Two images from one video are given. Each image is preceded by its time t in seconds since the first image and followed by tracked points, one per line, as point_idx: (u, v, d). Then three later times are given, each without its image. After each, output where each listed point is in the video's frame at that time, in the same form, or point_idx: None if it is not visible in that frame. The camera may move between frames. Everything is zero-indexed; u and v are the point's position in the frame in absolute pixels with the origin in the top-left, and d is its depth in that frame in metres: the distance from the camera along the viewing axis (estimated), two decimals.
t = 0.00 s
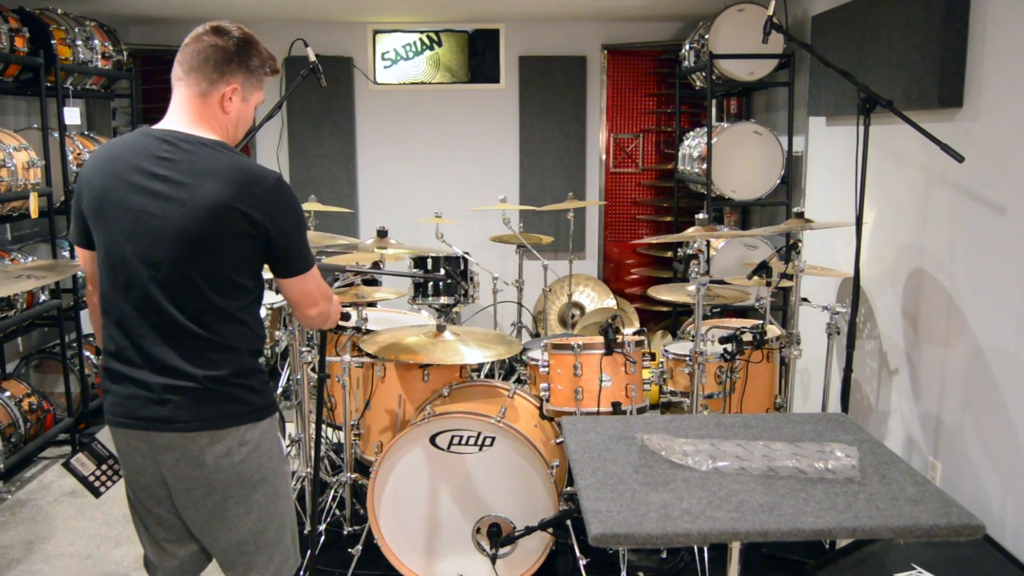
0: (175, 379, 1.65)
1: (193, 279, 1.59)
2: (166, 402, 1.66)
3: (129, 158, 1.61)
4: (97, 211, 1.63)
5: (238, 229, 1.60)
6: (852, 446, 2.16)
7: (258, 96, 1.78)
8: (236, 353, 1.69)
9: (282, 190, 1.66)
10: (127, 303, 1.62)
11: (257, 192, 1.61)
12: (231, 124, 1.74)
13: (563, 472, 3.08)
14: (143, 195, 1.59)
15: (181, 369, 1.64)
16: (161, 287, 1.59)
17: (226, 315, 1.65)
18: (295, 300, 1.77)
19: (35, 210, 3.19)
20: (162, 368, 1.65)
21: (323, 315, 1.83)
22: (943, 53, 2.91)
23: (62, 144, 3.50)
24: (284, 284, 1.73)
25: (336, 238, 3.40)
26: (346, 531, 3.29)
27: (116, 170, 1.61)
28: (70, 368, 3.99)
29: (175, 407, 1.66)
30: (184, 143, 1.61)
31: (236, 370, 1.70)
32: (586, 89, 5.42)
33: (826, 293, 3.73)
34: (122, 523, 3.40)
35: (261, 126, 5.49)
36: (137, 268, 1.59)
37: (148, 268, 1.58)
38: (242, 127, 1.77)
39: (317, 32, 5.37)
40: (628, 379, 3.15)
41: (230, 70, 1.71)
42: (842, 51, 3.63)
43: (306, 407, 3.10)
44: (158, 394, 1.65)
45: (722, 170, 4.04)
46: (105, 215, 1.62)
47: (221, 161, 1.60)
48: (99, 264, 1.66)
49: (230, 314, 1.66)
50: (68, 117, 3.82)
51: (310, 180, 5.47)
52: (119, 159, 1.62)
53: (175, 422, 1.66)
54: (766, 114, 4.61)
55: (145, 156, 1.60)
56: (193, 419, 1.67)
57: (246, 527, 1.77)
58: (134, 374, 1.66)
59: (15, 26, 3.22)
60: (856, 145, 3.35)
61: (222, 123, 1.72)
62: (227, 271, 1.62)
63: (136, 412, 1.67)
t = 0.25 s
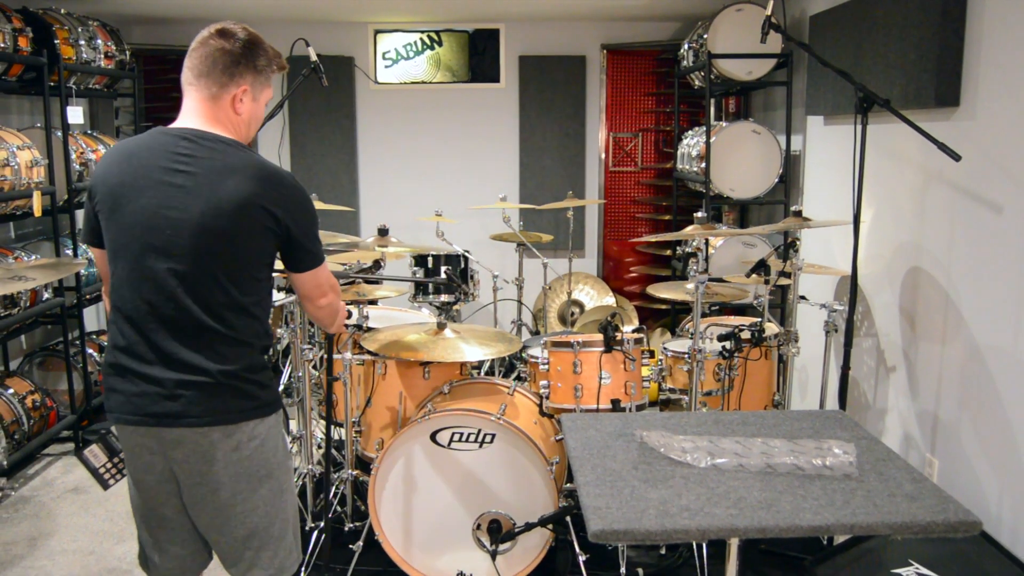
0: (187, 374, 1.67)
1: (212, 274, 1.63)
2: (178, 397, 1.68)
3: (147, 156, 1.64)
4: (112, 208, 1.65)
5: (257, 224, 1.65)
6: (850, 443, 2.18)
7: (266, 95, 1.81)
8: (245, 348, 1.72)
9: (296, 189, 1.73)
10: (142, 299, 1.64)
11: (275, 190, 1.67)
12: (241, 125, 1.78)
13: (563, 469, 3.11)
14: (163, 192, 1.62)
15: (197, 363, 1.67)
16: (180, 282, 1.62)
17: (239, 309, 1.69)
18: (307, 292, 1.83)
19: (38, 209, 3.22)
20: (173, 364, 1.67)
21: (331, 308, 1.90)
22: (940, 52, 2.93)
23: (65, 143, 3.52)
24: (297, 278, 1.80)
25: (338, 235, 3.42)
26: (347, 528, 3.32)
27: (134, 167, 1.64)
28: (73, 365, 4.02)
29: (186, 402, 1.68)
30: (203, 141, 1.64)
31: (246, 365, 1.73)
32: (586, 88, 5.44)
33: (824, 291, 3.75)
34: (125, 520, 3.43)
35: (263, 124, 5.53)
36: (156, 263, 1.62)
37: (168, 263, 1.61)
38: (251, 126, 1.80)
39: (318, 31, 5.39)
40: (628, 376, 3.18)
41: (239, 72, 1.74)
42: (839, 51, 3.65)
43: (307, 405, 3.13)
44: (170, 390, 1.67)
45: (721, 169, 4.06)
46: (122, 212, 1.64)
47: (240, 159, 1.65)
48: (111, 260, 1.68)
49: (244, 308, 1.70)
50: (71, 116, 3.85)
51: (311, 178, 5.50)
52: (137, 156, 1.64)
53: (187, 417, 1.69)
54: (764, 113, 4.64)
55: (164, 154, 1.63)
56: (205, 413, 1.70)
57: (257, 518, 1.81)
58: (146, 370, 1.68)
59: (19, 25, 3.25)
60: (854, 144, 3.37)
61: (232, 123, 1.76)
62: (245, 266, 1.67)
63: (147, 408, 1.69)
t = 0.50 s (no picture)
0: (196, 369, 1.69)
1: (225, 271, 1.66)
2: (187, 391, 1.70)
3: (170, 151, 1.67)
4: (128, 200, 1.68)
5: (272, 226, 1.70)
6: (847, 440, 2.20)
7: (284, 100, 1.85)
8: (252, 342, 1.76)
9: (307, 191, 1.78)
10: (153, 290, 1.67)
11: (292, 196, 1.72)
12: (259, 129, 1.81)
13: (563, 466, 3.13)
14: (183, 187, 1.65)
15: (207, 357, 1.69)
16: (192, 275, 1.65)
17: (249, 305, 1.72)
18: (317, 291, 1.88)
19: (42, 208, 3.24)
20: (184, 358, 1.69)
21: (340, 303, 1.96)
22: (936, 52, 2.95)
23: (68, 142, 3.55)
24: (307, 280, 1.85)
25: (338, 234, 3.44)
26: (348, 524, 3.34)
27: (155, 162, 1.67)
28: (76, 362, 4.04)
29: (196, 395, 1.70)
30: (225, 142, 1.69)
31: (254, 359, 1.76)
32: (585, 87, 5.46)
33: (821, 289, 3.77)
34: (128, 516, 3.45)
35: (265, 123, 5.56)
36: (169, 255, 1.64)
37: (181, 257, 1.64)
38: (269, 131, 1.83)
39: (319, 31, 5.41)
40: (627, 373, 3.20)
41: (257, 78, 1.77)
42: (837, 50, 3.67)
43: (308, 402, 3.15)
44: (180, 384, 1.69)
45: (719, 168, 4.09)
46: (138, 204, 1.66)
47: (261, 162, 1.70)
48: (122, 252, 1.70)
49: (253, 304, 1.73)
50: (74, 115, 3.88)
51: (312, 177, 5.51)
52: (156, 152, 1.68)
53: (196, 411, 1.71)
54: (762, 113, 4.66)
55: (186, 151, 1.67)
56: (214, 407, 1.72)
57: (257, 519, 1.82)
58: (155, 363, 1.69)
59: (22, 25, 3.27)
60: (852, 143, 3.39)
61: (250, 128, 1.79)
62: (257, 267, 1.70)
63: (155, 402, 1.70)
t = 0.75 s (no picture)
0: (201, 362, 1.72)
1: (232, 268, 1.70)
2: (192, 385, 1.72)
3: (183, 148, 1.71)
4: (140, 194, 1.71)
5: (279, 227, 1.73)
6: (845, 437, 2.22)
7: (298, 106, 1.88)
8: (256, 338, 1.79)
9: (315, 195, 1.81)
10: (159, 284, 1.69)
11: (300, 199, 1.76)
12: (271, 134, 1.84)
13: (562, 463, 3.16)
14: (194, 184, 1.68)
15: (212, 351, 1.72)
16: (199, 271, 1.67)
17: (253, 302, 1.75)
18: (319, 293, 1.91)
19: (45, 207, 3.26)
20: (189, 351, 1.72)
21: (342, 307, 1.98)
22: (934, 51, 2.97)
23: (71, 141, 3.57)
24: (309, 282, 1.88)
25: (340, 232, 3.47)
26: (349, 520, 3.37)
27: (167, 158, 1.70)
28: (79, 360, 4.07)
29: (200, 389, 1.73)
30: (237, 143, 1.72)
31: (257, 354, 1.79)
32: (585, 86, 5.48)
33: (819, 287, 3.80)
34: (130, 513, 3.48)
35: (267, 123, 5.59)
36: (177, 251, 1.67)
37: (188, 252, 1.67)
38: (282, 136, 1.87)
39: (320, 30, 5.43)
40: (626, 371, 3.23)
41: (272, 84, 1.80)
42: (836, 50, 3.69)
43: (310, 399, 3.17)
44: (184, 377, 1.72)
45: (718, 166, 4.11)
46: (148, 198, 1.69)
47: (271, 164, 1.74)
48: (130, 245, 1.72)
49: (256, 301, 1.76)
50: (77, 114, 3.90)
51: (313, 176, 5.53)
52: (167, 150, 1.71)
53: (200, 405, 1.73)
54: (761, 112, 4.68)
55: (198, 149, 1.70)
56: (217, 401, 1.74)
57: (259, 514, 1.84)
58: (160, 356, 1.72)
59: (25, 25, 3.29)
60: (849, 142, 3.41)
61: (262, 132, 1.82)
62: (263, 266, 1.74)
63: (159, 396, 1.72)
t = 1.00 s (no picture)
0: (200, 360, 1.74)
1: (229, 268, 1.71)
2: (190, 382, 1.74)
3: (186, 148, 1.73)
4: (142, 192, 1.73)
5: (277, 229, 1.75)
6: (843, 434, 2.24)
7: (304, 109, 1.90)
8: (253, 336, 1.81)
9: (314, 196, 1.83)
10: (157, 282, 1.71)
11: (300, 202, 1.78)
12: (276, 136, 1.87)
13: (562, 459, 3.19)
14: (195, 183, 1.70)
15: (210, 350, 1.74)
16: (197, 270, 1.69)
17: (251, 300, 1.77)
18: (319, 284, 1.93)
19: (50, 206, 3.29)
20: (187, 348, 1.74)
21: (340, 300, 2.01)
22: (931, 51, 3.00)
23: (74, 140, 3.60)
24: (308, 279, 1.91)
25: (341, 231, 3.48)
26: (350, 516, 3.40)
27: (170, 157, 1.72)
28: (82, 357, 4.10)
29: (198, 386, 1.75)
30: (238, 144, 1.74)
31: (255, 353, 1.82)
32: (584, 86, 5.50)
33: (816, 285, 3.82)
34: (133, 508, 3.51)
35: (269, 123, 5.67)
36: (176, 248, 1.69)
37: (185, 252, 1.69)
38: (287, 138, 1.90)
39: (320, 30, 5.45)
40: (626, 368, 3.25)
41: (277, 89, 1.82)
42: (834, 49, 3.71)
43: (311, 396, 3.19)
44: (182, 374, 1.74)
45: (716, 165, 4.14)
46: (150, 196, 1.72)
47: (272, 167, 1.76)
48: (130, 242, 1.74)
49: (253, 299, 1.78)
50: (80, 113, 3.92)
51: (313, 174, 5.56)
52: (169, 150, 1.73)
53: (198, 402, 1.75)
54: (759, 111, 4.71)
55: (201, 149, 1.72)
56: (213, 399, 1.76)
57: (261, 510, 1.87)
58: (158, 352, 1.74)
59: (29, 25, 3.31)
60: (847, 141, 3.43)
61: (268, 134, 1.85)
62: (261, 267, 1.76)
63: (157, 392, 1.75)
